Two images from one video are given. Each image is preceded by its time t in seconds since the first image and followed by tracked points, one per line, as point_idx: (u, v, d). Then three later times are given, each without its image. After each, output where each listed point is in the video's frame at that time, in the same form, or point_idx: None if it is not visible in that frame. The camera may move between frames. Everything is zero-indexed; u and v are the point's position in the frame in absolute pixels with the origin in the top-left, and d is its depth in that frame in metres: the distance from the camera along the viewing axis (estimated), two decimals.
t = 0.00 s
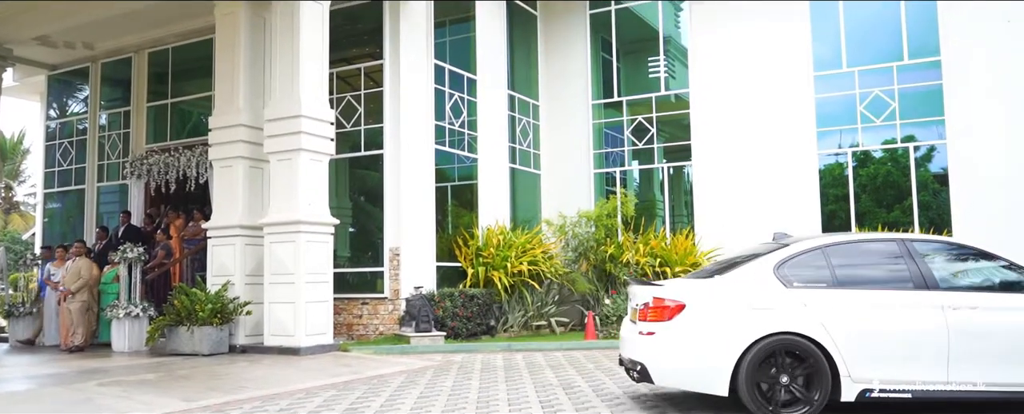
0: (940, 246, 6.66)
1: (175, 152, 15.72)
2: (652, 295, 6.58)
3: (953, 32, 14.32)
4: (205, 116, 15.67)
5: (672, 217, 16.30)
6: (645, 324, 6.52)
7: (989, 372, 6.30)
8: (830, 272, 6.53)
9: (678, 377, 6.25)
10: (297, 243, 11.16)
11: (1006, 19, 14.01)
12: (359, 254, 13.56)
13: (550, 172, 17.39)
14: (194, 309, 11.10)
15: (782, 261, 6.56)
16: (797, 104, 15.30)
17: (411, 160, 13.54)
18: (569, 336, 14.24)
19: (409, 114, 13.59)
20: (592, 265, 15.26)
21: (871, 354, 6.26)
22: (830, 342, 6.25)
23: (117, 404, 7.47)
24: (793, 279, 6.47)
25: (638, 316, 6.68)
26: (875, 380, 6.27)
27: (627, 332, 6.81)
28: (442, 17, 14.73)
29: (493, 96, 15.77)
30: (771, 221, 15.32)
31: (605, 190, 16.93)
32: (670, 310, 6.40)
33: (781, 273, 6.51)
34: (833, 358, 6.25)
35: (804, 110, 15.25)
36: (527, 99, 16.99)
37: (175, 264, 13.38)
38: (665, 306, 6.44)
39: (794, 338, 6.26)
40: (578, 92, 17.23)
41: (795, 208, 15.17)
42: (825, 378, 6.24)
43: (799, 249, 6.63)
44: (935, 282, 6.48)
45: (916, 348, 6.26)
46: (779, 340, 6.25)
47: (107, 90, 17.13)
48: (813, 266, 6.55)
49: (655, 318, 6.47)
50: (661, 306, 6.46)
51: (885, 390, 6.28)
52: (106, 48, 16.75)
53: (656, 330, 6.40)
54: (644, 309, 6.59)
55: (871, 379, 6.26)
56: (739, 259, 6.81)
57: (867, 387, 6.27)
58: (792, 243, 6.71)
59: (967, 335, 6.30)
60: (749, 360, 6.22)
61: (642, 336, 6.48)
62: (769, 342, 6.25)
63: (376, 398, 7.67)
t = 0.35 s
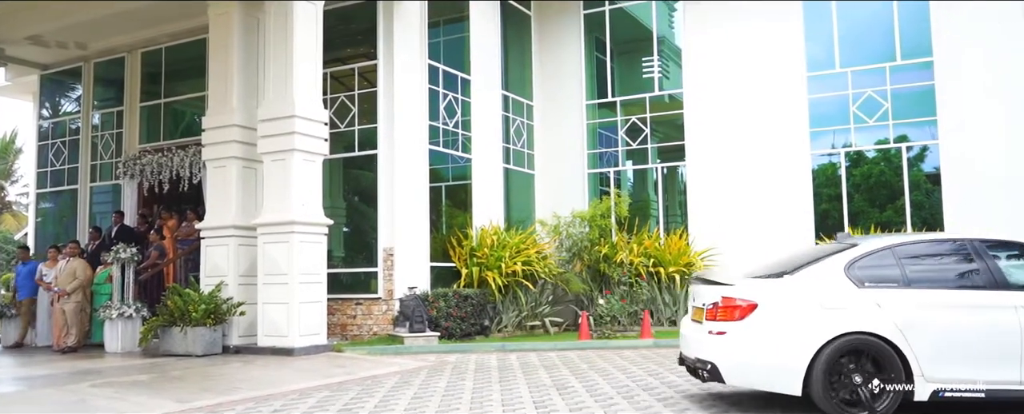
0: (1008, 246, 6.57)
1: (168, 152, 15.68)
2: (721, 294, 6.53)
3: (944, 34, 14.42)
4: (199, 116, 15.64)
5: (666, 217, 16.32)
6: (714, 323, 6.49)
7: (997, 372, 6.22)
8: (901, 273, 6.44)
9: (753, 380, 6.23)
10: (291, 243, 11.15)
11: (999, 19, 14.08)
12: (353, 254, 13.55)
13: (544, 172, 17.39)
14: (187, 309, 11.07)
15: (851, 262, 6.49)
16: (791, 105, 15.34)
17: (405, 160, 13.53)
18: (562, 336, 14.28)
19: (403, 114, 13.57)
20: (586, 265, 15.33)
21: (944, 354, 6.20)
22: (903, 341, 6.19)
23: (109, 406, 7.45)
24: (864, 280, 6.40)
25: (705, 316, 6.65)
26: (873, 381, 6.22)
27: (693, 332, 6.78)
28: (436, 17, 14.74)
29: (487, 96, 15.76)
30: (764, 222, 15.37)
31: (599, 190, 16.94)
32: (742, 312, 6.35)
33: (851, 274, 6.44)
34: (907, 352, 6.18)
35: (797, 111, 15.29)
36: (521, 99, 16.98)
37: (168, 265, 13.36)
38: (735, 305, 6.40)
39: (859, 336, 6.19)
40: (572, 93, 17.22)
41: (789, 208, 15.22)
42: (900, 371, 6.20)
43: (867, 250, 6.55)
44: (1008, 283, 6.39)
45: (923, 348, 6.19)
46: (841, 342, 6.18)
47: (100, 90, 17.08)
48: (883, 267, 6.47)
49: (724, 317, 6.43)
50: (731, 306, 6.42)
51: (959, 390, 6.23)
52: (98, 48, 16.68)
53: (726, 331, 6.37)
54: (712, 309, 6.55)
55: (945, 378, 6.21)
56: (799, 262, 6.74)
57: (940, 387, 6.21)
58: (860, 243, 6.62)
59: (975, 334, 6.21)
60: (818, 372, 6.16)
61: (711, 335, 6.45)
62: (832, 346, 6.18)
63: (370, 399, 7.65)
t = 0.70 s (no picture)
0: None
1: (161, 151, 15.64)
2: (789, 292, 6.61)
3: (936, 35, 14.49)
4: (192, 114, 15.59)
5: (660, 219, 16.26)
6: (783, 321, 6.56)
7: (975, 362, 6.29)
8: (969, 272, 6.60)
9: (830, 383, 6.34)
10: (285, 243, 11.13)
11: (992, 19, 14.12)
12: (347, 253, 13.54)
13: (538, 171, 17.39)
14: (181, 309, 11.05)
15: (921, 260, 6.64)
16: (785, 105, 15.40)
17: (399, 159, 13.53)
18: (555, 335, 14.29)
19: (397, 114, 13.56)
20: (580, 265, 15.33)
21: (1014, 352, 6.31)
22: (978, 338, 6.30)
23: (102, 406, 7.43)
24: (935, 278, 6.55)
25: (772, 314, 6.70)
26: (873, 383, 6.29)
27: (758, 331, 6.84)
28: (430, 16, 14.74)
29: (481, 95, 15.75)
30: (757, 221, 15.42)
31: (592, 190, 16.93)
32: (813, 310, 6.43)
33: (921, 272, 6.58)
34: (979, 348, 6.30)
35: (791, 110, 15.35)
36: (515, 98, 16.98)
37: (161, 265, 13.33)
38: (806, 304, 6.47)
39: (921, 337, 6.30)
40: (565, 92, 17.20)
41: (782, 208, 15.27)
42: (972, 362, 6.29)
43: (936, 249, 6.70)
44: None
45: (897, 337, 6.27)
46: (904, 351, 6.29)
47: (92, 88, 17.02)
48: (953, 266, 6.62)
49: (794, 316, 6.50)
50: (802, 305, 6.49)
51: None
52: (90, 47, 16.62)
53: (798, 328, 6.43)
54: (781, 307, 6.62)
55: (1014, 375, 6.32)
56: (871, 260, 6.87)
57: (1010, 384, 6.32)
58: (929, 243, 6.78)
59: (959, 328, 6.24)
60: (891, 387, 6.26)
61: (780, 334, 6.51)
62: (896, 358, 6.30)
63: (364, 399, 7.64)
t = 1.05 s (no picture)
0: None
1: (154, 150, 15.59)
2: (858, 291, 6.45)
3: (930, 36, 14.54)
4: (185, 114, 15.54)
5: (654, 217, 16.33)
6: (851, 321, 6.41)
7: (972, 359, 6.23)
8: None
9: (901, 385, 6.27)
10: (278, 242, 11.12)
11: (986, 20, 14.18)
12: (341, 253, 13.52)
13: (532, 171, 17.37)
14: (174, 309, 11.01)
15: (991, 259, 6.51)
16: (779, 105, 15.43)
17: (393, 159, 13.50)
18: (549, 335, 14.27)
19: (392, 113, 13.53)
20: (574, 264, 15.27)
21: None
22: None
23: (95, 406, 7.41)
24: (1004, 277, 6.43)
25: (837, 314, 6.56)
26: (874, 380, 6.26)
27: (823, 331, 6.67)
28: (424, 16, 14.73)
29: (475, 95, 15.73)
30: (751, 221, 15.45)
31: (587, 190, 16.93)
32: (883, 311, 6.28)
33: (991, 271, 6.46)
34: None
35: (786, 111, 15.39)
36: (509, 98, 16.97)
37: (154, 265, 13.29)
38: (875, 304, 6.33)
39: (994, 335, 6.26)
40: (559, 92, 17.19)
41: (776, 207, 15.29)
42: None
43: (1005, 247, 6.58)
44: None
45: (890, 335, 6.24)
46: (970, 351, 6.23)
47: (85, 88, 16.96)
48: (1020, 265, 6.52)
49: (862, 316, 6.36)
50: (870, 304, 6.35)
51: None
52: (83, 46, 16.56)
53: (868, 329, 6.30)
54: (847, 307, 6.47)
55: None
56: (939, 258, 6.77)
57: None
58: (996, 242, 6.66)
59: (958, 327, 6.23)
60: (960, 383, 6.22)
61: (850, 334, 6.38)
62: (961, 358, 6.24)
63: (358, 399, 7.62)
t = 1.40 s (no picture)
0: None
1: (147, 150, 15.55)
2: (927, 291, 6.46)
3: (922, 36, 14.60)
4: (179, 114, 15.50)
5: (648, 216, 16.30)
6: (916, 320, 6.45)
7: (968, 359, 6.26)
8: None
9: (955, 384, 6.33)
10: (272, 243, 11.09)
11: (978, 22, 14.27)
12: (335, 253, 13.52)
13: (526, 171, 17.35)
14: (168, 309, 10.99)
15: None
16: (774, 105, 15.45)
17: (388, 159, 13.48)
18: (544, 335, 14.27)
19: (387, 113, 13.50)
20: (569, 264, 15.37)
21: None
22: None
23: (90, 406, 7.41)
24: None
25: (902, 312, 6.58)
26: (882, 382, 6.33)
27: (885, 331, 6.68)
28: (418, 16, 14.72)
29: (470, 95, 15.73)
30: (746, 221, 15.48)
31: (581, 190, 16.94)
32: (952, 311, 6.32)
33: None
34: None
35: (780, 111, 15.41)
36: (504, 99, 16.97)
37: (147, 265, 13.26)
38: (942, 303, 6.37)
39: None
40: (553, 92, 17.17)
41: (771, 207, 15.33)
42: None
43: None
44: None
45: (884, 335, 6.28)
46: None
47: (77, 87, 16.90)
48: None
49: (929, 315, 6.40)
50: (937, 304, 6.39)
51: None
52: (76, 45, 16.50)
53: (936, 328, 6.34)
54: (914, 306, 6.50)
55: None
56: (995, 259, 6.73)
57: None
58: None
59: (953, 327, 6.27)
60: None
61: (916, 333, 6.42)
62: None
63: (353, 399, 7.63)
